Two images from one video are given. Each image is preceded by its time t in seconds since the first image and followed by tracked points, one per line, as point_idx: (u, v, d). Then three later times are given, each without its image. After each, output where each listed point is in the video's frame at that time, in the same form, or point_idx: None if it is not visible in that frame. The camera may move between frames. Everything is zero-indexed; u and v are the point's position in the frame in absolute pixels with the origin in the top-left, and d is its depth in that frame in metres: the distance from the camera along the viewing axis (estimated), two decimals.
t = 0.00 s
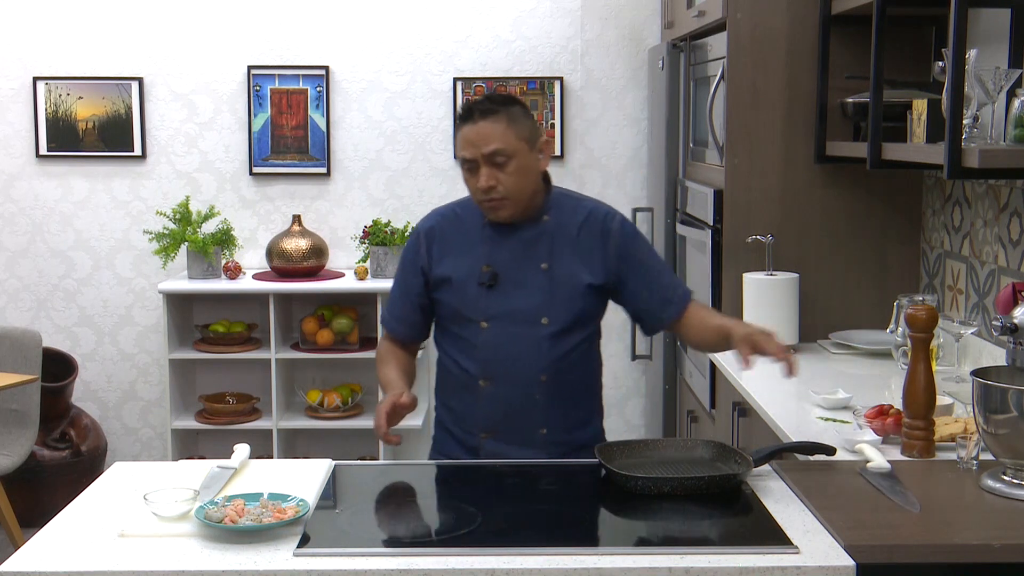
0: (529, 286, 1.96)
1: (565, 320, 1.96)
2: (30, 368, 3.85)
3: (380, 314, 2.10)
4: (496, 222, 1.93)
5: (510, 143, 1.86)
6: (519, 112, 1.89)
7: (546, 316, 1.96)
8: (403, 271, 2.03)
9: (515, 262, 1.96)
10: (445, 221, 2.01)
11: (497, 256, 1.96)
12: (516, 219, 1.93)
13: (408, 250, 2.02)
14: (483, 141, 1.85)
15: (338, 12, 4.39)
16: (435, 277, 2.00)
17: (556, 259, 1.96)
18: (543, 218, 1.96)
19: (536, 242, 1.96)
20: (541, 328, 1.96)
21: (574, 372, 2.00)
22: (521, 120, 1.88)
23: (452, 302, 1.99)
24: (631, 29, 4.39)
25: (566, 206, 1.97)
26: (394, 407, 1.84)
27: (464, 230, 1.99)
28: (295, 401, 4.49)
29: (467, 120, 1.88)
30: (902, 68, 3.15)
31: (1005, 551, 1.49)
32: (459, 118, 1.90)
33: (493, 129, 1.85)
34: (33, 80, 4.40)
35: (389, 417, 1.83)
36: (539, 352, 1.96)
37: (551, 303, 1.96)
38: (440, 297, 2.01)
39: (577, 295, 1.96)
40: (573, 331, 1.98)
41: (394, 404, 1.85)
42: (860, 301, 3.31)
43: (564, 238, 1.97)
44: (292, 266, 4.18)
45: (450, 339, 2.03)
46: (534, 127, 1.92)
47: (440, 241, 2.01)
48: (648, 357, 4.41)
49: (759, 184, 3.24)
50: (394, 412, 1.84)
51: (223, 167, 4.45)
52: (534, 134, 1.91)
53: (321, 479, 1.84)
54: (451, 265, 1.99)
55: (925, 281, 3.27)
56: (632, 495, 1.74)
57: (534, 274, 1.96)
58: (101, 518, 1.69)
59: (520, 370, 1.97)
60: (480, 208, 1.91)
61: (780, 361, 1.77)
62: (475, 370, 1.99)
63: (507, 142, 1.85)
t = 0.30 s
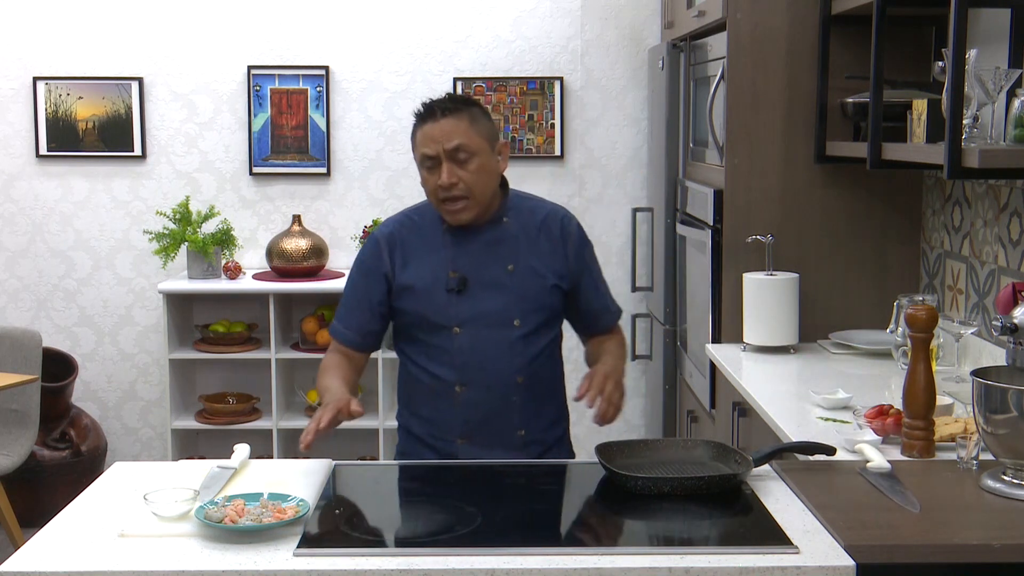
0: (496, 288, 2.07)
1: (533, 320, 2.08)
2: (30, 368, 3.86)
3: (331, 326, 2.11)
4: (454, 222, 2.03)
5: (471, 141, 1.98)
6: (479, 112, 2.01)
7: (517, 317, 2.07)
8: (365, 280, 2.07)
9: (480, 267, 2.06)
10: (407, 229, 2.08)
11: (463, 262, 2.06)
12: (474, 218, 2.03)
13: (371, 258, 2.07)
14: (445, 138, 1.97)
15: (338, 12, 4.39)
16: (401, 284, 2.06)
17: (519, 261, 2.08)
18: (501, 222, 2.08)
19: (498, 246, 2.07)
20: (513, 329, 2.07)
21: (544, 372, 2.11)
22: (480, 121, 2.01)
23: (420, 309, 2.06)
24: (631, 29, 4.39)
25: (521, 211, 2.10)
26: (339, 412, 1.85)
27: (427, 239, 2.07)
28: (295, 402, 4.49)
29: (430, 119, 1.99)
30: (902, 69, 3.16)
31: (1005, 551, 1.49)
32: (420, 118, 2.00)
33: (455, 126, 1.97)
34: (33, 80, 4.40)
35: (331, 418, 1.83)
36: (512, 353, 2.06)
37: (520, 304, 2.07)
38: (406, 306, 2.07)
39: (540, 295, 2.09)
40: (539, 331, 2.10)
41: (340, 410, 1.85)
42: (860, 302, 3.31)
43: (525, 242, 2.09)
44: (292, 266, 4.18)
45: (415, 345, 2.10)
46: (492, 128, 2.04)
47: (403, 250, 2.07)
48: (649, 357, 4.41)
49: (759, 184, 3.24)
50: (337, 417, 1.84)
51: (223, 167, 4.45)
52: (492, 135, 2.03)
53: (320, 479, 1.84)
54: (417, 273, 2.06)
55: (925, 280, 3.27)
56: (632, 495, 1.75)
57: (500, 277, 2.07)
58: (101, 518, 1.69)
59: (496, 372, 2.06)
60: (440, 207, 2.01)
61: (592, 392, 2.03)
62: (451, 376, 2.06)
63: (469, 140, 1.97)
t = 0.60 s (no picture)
0: (482, 286, 2.07)
1: (520, 316, 2.09)
2: (30, 368, 3.86)
3: (313, 326, 2.08)
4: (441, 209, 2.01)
5: (464, 125, 1.99)
6: (470, 104, 2.04)
7: (504, 314, 2.08)
8: (350, 281, 2.03)
9: (467, 264, 2.06)
10: (391, 228, 2.06)
11: (450, 259, 2.05)
12: (461, 206, 2.01)
13: (355, 259, 2.04)
14: (439, 121, 1.98)
15: (338, 12, 4.39)
16: (387, 284, 2.04)
17: (505, 258, 2.08)
18: (485, 218, 2.07)
19: (483, 242, 2.07)
20: (501, 326, 2.08)
21: (532, 369, 2.13)
22: (472, 110, 2.03)
23: (407, 308, 2.05)
24: (631, 29, 4.39)
25: (505, 207, 2.10)
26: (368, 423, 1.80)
27: (411, 236, 2.06)
28: (295, 402, 4.49)
29: (423, 104, 2.00)
30: (903, 69, 3.16)
31: (1005, 551, 1.49)
32: (412, 104, 2.02)
33: (450, 110, 1.99)
34: (33, 80, 4.40)
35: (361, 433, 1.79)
36: (502, 350, 2.07)
37: (507, 300, 2.08)
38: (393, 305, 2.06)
39: (526, 291, 2.09)
40: (525, 326, 2.11)
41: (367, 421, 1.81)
42: (859, 302, 3.31)
43: (510, 237, 2.09)
44: (292, 266, 4.18)
45: (401, 347, 2.10)
46: (481, 122, 2.06)
47: (387, 249, 2.05)
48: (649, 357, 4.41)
49: (758, 183, 3.24)
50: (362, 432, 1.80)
51: (223, 167, 4.45)
52: (482, 128, 2.05)
53: (320, 479, 1.84)
54: (403, 271, 2.04)
55: (925, 280, 3.27)
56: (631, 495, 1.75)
57: (486, 274, 2.07)
58: (101, 518, 1.69)
59: (485, 369, 2.07)
60: (428, 192, 1.99)
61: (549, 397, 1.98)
62: (440, 375, 2.07)
63: (462, 124, 1.99)
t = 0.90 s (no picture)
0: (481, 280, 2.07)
1: (519, 312, 2.10)
2: (30, 368, 3.86)
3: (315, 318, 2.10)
4: (446, 204, 2.02)
5: (470, 121, 2.02)
6: (474, 102, 2.07)
7: (502, 310, 2.08)
8: (351, 273, 2.05)
9: (466, 259, 2.07)
10: (392, 222, 2.07)
11: (449, 254, 2.06)
12: (466, 201, 2.03)
13: (356, 252, 2.05)
14: (445, 116, 2.01)
15: (338, 12, 4.39)
16: (386, 277, 2.06)
17: (505, 254, 2.08)
18: (487, 215, 2.08)
19: (483, 238, 2.08)
20: (499, 322, 2.08)
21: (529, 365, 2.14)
22: (476, 108, 2.06)
23: (406, 301, 2.06)
24: (631, 29, 4.39)
25: (508, 205, 2.10)
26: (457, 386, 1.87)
27: (412, 230, 2.07)
28: (296, 402, 4.49)
29: (428, 102, 2.03)
30: (903, 69, 3.16)
31: (1004, 552, 1.49)
32: (418, 102, 2.05)
33: (455, 106, 2.02)
34: (33, 80, 4.40)
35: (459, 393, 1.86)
36: (498, 345, 2.09)
37: (506, 297, 2.08)
38: (392, 298, 2.07)
39: (526, 288, 2.09)
40: (524, 323, 2.12)
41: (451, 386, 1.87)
42: (859, 301, 3.31)
43: (511, 234, 2.09)
44: (292, 266, 4.18)
45: (398, 339, 2.12)
46: (485, 119, 2.09)
47: (387, 242, 2.06)
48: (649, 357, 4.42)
49: (758, 183, 3.24)
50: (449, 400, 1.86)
51: (223, 167, 4.45)
52: (486, 125, 2.08)
53: (320, 479, 1.84)
54: (402, 265, 2.05)
55: (925, 280, 3.27)
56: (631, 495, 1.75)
57: (485, 270, 2.07)
58: (101, 518, 1.69)
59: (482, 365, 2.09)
60: (433, 186, 2.01)
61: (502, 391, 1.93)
62: (435, 368, 2.09)
63: (467, 120, 2.02)
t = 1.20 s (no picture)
0: (509, 275, 2.08)
1: (546, 310, 2.09)
2: (30, 368, 3.86)
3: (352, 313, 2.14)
4: (481, 198, 2.04)
5: (509, 119, 2.04)
6: (512, 102, 2.09)
7: (529, 306, 2.08)
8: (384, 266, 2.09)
9: (496, 255, 2.08)
10: (427, 217, 2.10)
11: (479, 249, 2.08)
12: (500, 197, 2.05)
13: (390, 248, 2.10)
14: (484, 113, 2.03)
15: (338, 12, 4.39)
16: (417, 269, 2.08)
17: (535, 252, 2.09)
18: (520, 215, 2.09)
19: (514, 235, 2.08)
20: (525, 317, 2.08)
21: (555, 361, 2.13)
22: (515, 107, 2.08)
23: (434, 293, 2.08)
24: (631, 29, 4.39)
25: (543, 207, 2.11)
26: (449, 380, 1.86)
27: (445, 224, 2.09)
28: (296, 402, 4.49)
29: (469, 99, 2.05)
30: (903, 69, 3.16)
31: (1004, 551, 1.49)
32: (458, 100, 2.07)
33: (495, 104, 2.04)
34: (33, 80, 4.40)
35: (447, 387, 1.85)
36: (522, 341, 2.09)
37: (533, 293, 2.08)
38: (421, 290, 2.09)
39: (554, 287, 2.09)
40: (552, 321, 2.11)
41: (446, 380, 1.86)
42: (859, 302, 3.31)
43: (543, 233, 2.09)
44: (292, 266, 4.18)
45: (425, 330, 2.13)
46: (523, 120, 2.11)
47: (420, 237, 2.09)
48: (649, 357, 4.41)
49: (759, 183, 3.24)
50: (445, 381, 1.85)
51: (223, 167, 4.45)
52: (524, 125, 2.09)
53: (321, 478, 1.84)
54: (432, 258, 2.08)
55: (925, 280, 3.27)
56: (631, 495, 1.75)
57: (514, 265, 2.08)
58: (101, 518, 1.69)
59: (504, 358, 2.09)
60: (469, 180, 2.02)
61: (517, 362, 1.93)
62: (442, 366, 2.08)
63: (506, 118, 2.03)
